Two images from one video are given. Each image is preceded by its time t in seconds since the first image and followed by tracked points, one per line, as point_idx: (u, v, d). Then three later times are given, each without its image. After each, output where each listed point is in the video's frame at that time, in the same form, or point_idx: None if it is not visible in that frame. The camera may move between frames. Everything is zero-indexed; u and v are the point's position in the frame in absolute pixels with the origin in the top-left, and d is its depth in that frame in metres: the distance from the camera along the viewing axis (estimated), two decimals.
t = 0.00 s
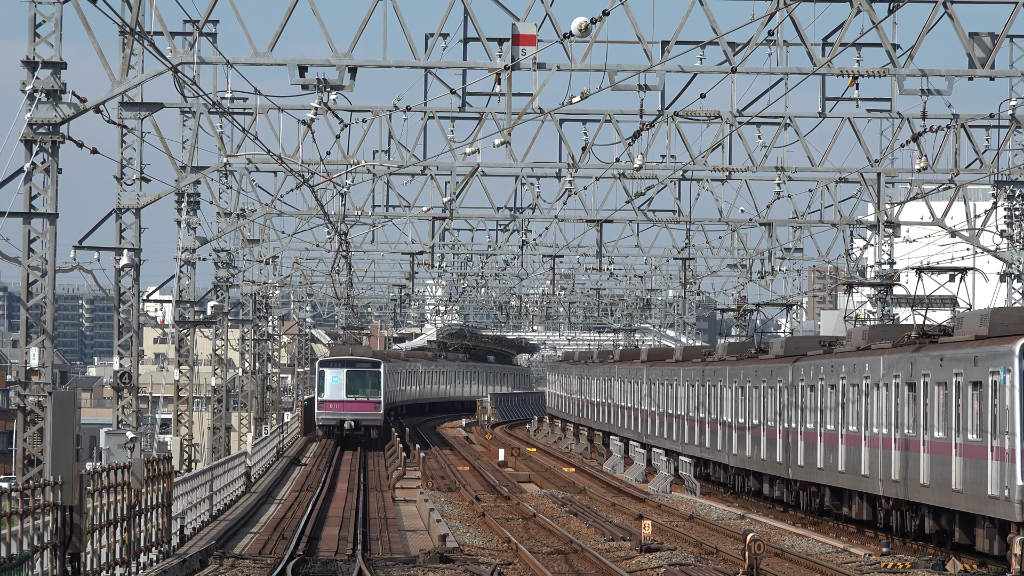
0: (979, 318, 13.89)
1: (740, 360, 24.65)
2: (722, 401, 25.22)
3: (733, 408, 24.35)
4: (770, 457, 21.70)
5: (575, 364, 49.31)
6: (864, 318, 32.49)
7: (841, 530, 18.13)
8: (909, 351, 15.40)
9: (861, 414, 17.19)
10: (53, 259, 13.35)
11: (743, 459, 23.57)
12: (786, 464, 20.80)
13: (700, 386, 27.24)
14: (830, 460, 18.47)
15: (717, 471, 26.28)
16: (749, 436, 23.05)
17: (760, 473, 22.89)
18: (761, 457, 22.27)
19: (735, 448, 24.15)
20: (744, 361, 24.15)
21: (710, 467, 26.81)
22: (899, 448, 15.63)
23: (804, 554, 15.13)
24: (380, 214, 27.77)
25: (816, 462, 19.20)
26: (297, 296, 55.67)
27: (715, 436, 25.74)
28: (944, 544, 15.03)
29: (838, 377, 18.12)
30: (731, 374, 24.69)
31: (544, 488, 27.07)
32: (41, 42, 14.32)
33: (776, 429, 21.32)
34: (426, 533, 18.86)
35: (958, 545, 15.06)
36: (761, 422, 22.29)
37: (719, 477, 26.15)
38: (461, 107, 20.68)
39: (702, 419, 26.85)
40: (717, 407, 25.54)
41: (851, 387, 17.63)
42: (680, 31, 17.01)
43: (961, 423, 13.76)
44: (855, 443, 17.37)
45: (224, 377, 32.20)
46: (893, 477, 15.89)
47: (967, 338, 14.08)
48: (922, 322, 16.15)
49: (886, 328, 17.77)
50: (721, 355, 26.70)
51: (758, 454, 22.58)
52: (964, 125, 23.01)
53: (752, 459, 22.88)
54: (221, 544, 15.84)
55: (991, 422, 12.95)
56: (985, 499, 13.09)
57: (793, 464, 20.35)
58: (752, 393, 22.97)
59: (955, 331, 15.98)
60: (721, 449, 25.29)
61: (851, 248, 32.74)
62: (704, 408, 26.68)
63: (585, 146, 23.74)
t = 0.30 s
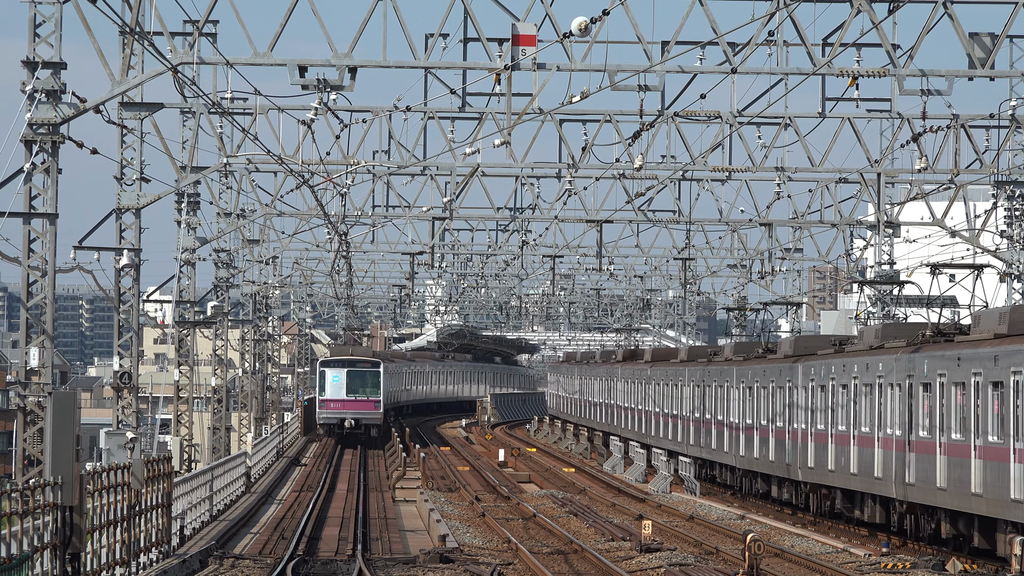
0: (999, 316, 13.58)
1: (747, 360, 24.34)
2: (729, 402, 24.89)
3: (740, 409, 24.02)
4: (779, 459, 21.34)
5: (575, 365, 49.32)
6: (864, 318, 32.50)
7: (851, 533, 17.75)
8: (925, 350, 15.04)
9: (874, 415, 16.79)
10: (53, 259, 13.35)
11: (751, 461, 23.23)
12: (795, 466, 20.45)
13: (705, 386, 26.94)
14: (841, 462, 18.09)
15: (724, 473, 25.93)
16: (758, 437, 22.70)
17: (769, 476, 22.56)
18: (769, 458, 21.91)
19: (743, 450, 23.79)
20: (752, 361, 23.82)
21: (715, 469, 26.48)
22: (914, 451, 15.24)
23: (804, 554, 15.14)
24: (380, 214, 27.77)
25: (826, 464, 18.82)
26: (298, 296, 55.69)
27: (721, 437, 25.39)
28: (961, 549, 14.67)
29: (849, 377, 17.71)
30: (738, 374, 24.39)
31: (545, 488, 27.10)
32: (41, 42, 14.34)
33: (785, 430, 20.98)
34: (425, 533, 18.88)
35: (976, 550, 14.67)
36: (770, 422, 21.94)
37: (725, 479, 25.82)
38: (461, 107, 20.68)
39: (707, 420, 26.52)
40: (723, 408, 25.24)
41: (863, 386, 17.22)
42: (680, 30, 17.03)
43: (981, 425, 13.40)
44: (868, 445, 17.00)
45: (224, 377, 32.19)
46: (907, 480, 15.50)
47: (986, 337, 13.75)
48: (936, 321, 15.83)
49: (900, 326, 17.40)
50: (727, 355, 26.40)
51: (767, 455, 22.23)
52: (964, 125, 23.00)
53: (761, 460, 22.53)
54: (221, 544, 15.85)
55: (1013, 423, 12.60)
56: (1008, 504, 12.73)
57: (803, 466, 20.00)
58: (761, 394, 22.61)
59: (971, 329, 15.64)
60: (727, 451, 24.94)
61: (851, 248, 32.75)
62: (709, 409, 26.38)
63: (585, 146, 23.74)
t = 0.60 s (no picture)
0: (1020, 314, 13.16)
1: (755, 359, 23.98)
2: (736, 402, 24.52)
3: (748, 410, 23.65)
4: (788, 461, 20.97)
5: (574, 365, 49.33)
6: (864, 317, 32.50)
7: (864, 536, 17.35)
8: (942, 349, 14.66)
9: (887, 415, 16.42)
10: (54, 259, 13.35)
11: (759, 463, 22.87)
12: (805, 468, 20.07)
13: (711, 386, 26.59)
14: (854, 464, 17.71)
15: (732, 475, 25.53)
16: (766, 438, 22.33)
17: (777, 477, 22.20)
18: (778, 460, 21.54)
19: (751, 451, 23.42)
20: (760, 360, 23.45)
21: (722, 470, 26.09)
22: (931, 453, 14.83)
23: (803, 553, 15.16)
24: (380, 214, 27.78)
25: (838, 465, 18.44)
26: (298, 296, 55.70)
27: (728, 438, 25.02)
28: (980, 554, 14.24)
29: (862, 376, 17.34)
30: (745, 374, 24.02)
31: (544, 488, 27.18)
32: (41, 42, 14.34)
33: (795, 431, 20.61)
34: (425, 533, 18.87)
35: (994, 555, 14.25)
36: (778, 423, 21.58)
37: (732, 481, 25.43)
38: (461, 107, 20.68)
39: (712, 421, 26.15)
40: (730, 408, 24.88)
41: (876, 385, 16.86)
42: (680, 31, 17.04)
43: (1002, 427, 12.97)
44: (882, 446, 16.61)
45: (224, 377, 32.19)
46: (923, 483, 15.09)
47: (1006, 336, 13.34)
48: (954, 319, 15.50)
49: (914, 324, 17.06)
50: (733, 355, 26.07)
51: (776, 457, 21.85)
52: (964, 125, 23.01)
53: (769, 462, 22.16)
54: (221, 544, 15.87)
55: None
56: None
57: (813, 468, 19.62)
58: (770, 394, 22.23)
59: (988, 328, 15.29)
60: (734, 452, 24.55)
61: (851, 248, 32.75)
62: (715, 410, 26.02)
63: (585, 146, 23.77)
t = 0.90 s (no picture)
0: None
1: (762, 359, 23.51)
2: (743, 403, 24.04)
3: (755, 411, 23.15)
4: (798, 462, 20.46)
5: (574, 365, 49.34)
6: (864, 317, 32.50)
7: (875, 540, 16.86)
8: (962, 348, 14.18)
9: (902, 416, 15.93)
10: (53, 259, 13.35)
11: (767, 465, 22.37)
12: (816, 470, 19.55)
13: (716, 387, 26.13)
14: (867, 466, 17.20)
15: (738, 477, 25.00)
16: (775, 440, 21.82)
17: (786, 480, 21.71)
18: (787, 461, 21.04)
19: (758, 452, 22.92)
20: (768, 360, 22.96)
21: (728, 472, 25.57)
22: (949, 454, 14.37)
23: (803, 553, 15.14)
24: (380, 214, 27.78)
25: (850, 467, 17.92)
26: (298, 295, 55.73)
27: (734, 439, 24.53)
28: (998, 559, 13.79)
29: (875, 376, 16.86)
30: (753, 374, 23.55)
31: (544, 488, 27.12)
32: (41, 42, 14.34)
33: (804, 432, 20.13)
34: (425, 534, 18.86)
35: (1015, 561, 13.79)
36: (788, 424, 21.07)
37: (739, 483, 24.93)
38: (461, 107, 20.68)
39: (714, 421, 26.00)
40: (736, 409, 24.40)
41: (890, 386, 16.37)
42: (680, 31, 17.05)
43: None
44: (896, 448, 16.12)
45: (224, 377, 32.18)
46: (940, 487, 14.62)
47: None
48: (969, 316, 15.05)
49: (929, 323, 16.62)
50: (739, 355, 25.63)
51: (785, 458, 21.34)
52: (964, 124, 23.01)
53: (778, 464, 21.65)
54: (221, 544, 15.86)
55: None
56: None
57: (824, 470, 19.11)
58: (778, 394, 21.72)
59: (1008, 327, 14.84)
60: (741, 454, 24.05)
61: (851, 248, 32.77)
62: (720, 410, 25.54)
63: (585, 146, 23.77)
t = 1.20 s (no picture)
0: None
1: (771, 358, 22.84)
2: (751, 404, 23.36)
3: (764, 411, 22.48)
4: (809, 464, 19.77)
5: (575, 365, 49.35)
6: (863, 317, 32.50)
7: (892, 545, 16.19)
8: (981, 345, 13.60)
9: (919, 416, 15.32)
10: (54, 259, 13.35)
11: (776, 467, 21.69)
12: (827, 472, 18.89)
13: (724, 387, 25.46)
14: (881, 469, 16.56)
15: (746, 479, 24.27)
16: (785, 441, 21.16)
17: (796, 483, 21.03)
18: (797, 463, 20.37)
19: (767, 454, 22.24)
20: (776, 359, 22.29)
21: (736, 474, 24.87)
22: (970, 456, 13.77)
23: (803, 553, 15.15)
24: (380, 214, 27.77)
25: (864, 470, 17.27)
26: (298, 295, 55.75)
27: (743, 441, 23.84)
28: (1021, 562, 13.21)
29: (890, 376, 16.23)
30: (761, 374, 22.86)
31: (544, 488, 27.17)
32: (41, 42, 14.33)
33: (815, 434, 19.48)
34: (425, 534, 18.86)
35: None
36: (798, 425, 20.40)
37: (747, 486, 24.19)
38: (460, 107, 20.68)
39: (713, 421, 26.01)
40: (742, 409, 23.89)
41: (905, 386, 15.75)
42: (680, 31, 17.03)
43: None
44: (912, 450, 15.48)
45: (224, 377, 32.18)
46: (960, 489, 14.03)
47: None
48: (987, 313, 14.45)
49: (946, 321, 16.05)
50: (748, 354, 24.97)
51: (795, 460, 20.67)
52: (964, 125, 23.01)
53: (788, 466, 20.98)
54: (221, 544, 15.86)
55: None
56: None
57: (836, 472, 18.44)
58: (788, 394, 21.04)
59: None
60: (750, 456, 23.37)
61: (851, 248, 32.78)
62: (728, 411, 24.88)
63: (585, 146, 23.77)
